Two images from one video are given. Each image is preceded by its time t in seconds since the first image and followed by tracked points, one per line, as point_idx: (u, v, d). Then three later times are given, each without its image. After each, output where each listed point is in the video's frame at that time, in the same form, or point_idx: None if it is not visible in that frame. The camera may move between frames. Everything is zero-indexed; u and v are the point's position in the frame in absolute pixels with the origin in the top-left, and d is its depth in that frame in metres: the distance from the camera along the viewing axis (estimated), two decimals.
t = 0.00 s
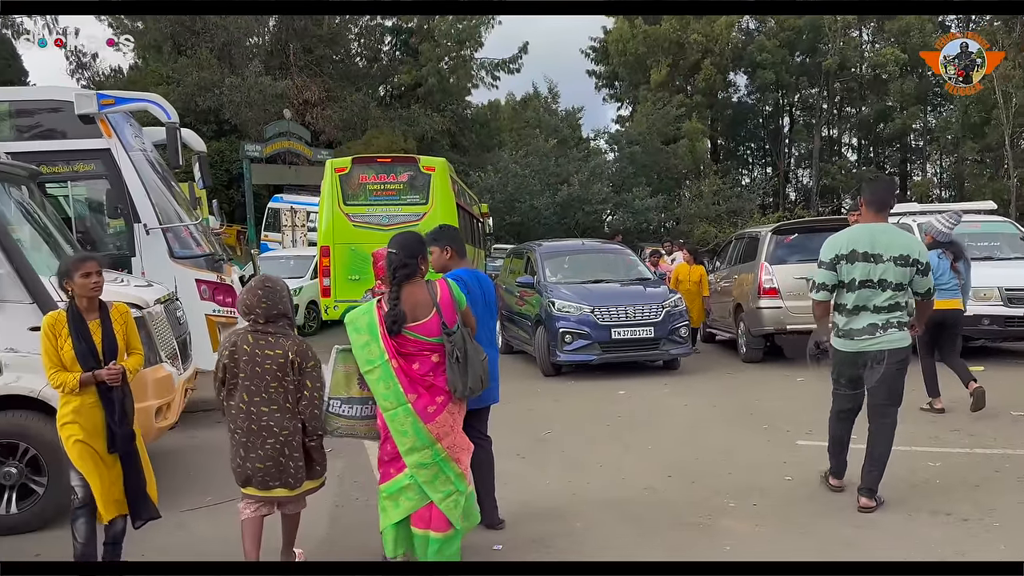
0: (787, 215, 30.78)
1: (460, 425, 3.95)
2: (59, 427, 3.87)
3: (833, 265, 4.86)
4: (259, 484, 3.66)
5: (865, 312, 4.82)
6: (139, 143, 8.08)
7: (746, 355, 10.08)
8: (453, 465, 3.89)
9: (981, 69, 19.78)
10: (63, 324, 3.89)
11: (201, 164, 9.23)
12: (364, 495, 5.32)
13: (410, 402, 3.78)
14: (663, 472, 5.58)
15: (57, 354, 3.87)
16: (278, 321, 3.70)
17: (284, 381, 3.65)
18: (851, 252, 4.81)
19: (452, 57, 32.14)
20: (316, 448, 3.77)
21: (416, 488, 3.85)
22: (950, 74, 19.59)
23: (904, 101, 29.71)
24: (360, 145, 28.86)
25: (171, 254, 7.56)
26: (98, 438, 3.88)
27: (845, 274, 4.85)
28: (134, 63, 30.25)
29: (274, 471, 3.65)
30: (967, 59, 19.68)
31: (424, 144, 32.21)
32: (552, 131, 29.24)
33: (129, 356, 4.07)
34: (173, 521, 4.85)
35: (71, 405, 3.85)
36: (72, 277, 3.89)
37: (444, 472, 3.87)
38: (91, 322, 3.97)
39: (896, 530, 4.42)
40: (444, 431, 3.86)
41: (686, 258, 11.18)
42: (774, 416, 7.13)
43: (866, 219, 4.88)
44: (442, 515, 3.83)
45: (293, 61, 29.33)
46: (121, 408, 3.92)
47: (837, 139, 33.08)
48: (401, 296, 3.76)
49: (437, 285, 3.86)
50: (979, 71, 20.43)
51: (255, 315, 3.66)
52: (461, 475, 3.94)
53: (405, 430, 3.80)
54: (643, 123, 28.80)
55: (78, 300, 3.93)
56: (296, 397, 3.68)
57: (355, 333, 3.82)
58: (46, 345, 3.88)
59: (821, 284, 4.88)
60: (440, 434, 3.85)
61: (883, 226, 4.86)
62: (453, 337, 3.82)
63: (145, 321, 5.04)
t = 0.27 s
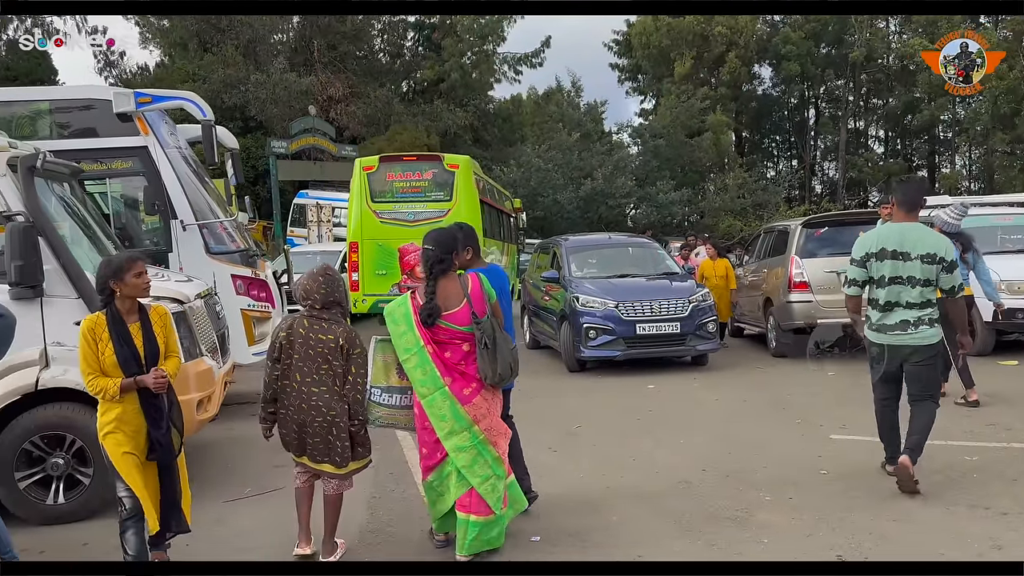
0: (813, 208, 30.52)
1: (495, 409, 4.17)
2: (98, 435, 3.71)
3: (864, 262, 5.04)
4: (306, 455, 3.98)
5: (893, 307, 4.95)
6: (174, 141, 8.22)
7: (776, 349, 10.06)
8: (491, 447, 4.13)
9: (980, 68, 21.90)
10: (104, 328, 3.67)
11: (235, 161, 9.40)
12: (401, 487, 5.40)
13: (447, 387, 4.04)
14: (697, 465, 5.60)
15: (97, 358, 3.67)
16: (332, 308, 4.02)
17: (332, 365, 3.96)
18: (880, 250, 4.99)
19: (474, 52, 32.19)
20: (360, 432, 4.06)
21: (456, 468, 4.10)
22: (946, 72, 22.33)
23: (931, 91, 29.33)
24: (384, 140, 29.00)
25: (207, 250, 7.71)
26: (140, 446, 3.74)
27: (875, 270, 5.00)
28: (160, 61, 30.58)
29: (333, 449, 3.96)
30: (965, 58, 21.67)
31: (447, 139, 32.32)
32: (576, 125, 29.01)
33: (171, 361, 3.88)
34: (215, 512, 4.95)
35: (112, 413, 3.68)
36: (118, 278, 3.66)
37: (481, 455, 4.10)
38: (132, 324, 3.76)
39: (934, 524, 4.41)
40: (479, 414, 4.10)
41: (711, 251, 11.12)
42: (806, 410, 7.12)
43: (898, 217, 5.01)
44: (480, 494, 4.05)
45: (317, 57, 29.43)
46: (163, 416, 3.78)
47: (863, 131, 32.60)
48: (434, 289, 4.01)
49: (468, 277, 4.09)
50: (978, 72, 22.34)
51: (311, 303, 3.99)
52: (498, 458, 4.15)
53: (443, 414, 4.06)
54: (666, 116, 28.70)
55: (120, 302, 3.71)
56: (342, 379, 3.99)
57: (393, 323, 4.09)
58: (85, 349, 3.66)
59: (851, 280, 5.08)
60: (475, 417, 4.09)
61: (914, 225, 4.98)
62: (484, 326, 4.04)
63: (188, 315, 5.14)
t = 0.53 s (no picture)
0: (828, 204, 30.35)
1: (503, 401, 4.32)
2: (118, 435, 3.66)
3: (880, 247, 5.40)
4: (331, 452, 4.03)
5: (905, 292, 5.25)
6: (192, 140, 8.28)
7: (791, 346, 10.04)
8: (497, 437, 4.30)
9: (979, 67, 22.93)
10: (121, 323, 3.61)
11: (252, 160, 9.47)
12: (419, 483, 5.43)
13: (456, 377, 4.20)
14: (713, 463, 5.60)
15: (116, 354, 3.62)
16: (348, 306, 4.09)
17: (354, 361, 4.04)
18: (896, 237, 5.30)
19: (488, 49, 32.19)
20: (381, 423, 4.14)
21: (463, 456, 4.27)
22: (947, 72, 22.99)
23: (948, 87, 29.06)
24: (398, 139, 29.09)
25: (226, 249, 7.80)
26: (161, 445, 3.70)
27: (889, 256, 5.35)
28: (176, 60, 30.78)
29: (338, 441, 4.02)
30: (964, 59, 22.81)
31: (461, 137, 32.39)
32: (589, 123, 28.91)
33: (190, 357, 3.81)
34: (233, 508, 4.99)
35: (132, 411, 3.63)
36: (138, 271, 3.61)
37: (487, 443, 4.28)
38: (150, 319, 3.70)
39: (953, 522, 4.39)
40: (487, 404, 4.26)
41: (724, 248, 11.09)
42: (823, 407, 7.10)
43: (917, 207, 5.29)
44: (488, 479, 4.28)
45: (331, 55, 29.56)
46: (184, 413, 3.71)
47: (879, 127, 32.45)
48: (446, 282, 4.19)
49: (480, 273, 4.28)
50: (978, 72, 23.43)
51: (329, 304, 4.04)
52: (504, 446, 4.33)
53: (451, 403, 4.23)
54: (681, 113, 28.62)
55: (138, 296, 3.65)
56: (364, 374, 4.07)
57: (408, 315, 4.25)
58: (103, 346, 3.61)
59: (867, 264, 5.46)
60: (483, 406, 4.24)
61: (932, 215, 5.24)
62: (492, 317, 4.19)
63: (207, 313, 5.19)
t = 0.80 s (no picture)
0: (833, 202, 30.28)
1: (508, 399, 4.45)
2: (127, 442, 3.63)
3: (895, 251, 5.39)
4: (342, 435, 4.37)
5: (923, 293, 5.22)
6: (198, 138, 8.32)
7: (797, 345, 10.03)
8: (500, 434, 4.41)
9: (978, 67, 23.62)
10: (129, 328, 3.57)
11: (258, 158, 9.50)
12: (423, 479, 5.46)
13: (464, 373, 4.30)
14: (718, 460, 5.60)
15: (122, 359, 3.57)
16: (346, 298, 4.47)
17: (358, 349, 4.41)
18: (910, 241, 5.31)
19: (493, 47, 32.19)
20: (387, 401, 4.57)
21: (467, 452, 4.36)
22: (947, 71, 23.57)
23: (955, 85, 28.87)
24: (403, 137, 29.17)
25: (232, 246, 7.83)
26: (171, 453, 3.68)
27: (905, 259, 5.35)
28: (182, 58, 30.87)
29: (346, 425, 4.37)
30: (966, 59, 23.29)
31: (466, 135, 32.43)
32: (594, 120, 29.16)
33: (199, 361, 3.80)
34: (239, 505, 5.02)
35: (140, 417, 3.60)
36: (146, 274, 3.58)
37: (490, 440, 4.38)
38: (158, 322, 3.67)
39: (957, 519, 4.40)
40: (491, 403, 4.37)
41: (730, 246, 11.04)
42: (827, 405, 7.10)
43: (929, 210, 5.30)
44: (489, 477, 4.37)
45: (337, 54, 29.59)
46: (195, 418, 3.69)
47: (885, 125, 32.34)
48: (461, 279, 4.28)
49: (493, 270, 4.36)
50: (979, 71, 24.14)
51: (330, 294, 4.43)
52: (507, 445, 4.44)
53: (458, 399, 4.32)
54: (686, 110, 28.56)
55: (148, 300, 3.62)
56: (369, 361, 4.44)
57: (422, 310, 4.35)
58: (110, 350, 3.56)
59: (883, 268, 5.43)
60: (488, 404, 4.35)
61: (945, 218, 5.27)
62: (502, 317, 4.30)
63: (213, 310, 5.21)
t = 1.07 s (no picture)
0: (830, 201, 30.33)
1: (517, 393, 4.57)
2: (136, 452, 3.46)
3: (901, 243, 5.47)
4: (343, 427, 4.55)
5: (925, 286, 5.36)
6: (195, 135, 8.31)
7: (793, 343, 10.07)
8: (510, 427, 4.53)
9: (980, 66, 23.40)
10: (136, 329, 3.41)
11: (254, 155, 9.49)
12: (421, 476, 5.47)
13: (472, 369, 4.45)
14: (713, 458, 5.62)
15: (128, 363, 3.42)
16: (350, 295, 4.59)
17: (361, 345, 4.56)
18: (916, 234, 5.39)
19: (490, 46, 32.15)
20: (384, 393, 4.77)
21: (477, 443, 4.51)
22: (947, 71, 23.50)
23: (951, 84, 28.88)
24: (400, 135, 29.18)
25: (228, 244, 7.83)
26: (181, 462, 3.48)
27: (911, 251, 5.43)
28: (179, 56, 30.84)
29: (345, 418, 4.53)
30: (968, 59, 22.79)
31: (463, 133, 32.45)
32: (591, 119, 28.83)
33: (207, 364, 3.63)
34: (237, 502, 5.03)
35: (148, 424, 3.43)
36: (152, 274, 3.43)
37: (500, 432, 4.51)
38: (165, 325, 3.52)
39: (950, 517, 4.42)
40: (500, 396, 4.50)
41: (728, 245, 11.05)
42: (823, 403, 7.12)
43: (932, 205, 5.39)
44: (499, 468, 4.47)
45: (334, 52, 29.54)
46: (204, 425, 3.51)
47: (881, 125, 32.37)
48: (471, 277, 4.40)
49: (502, 267, 4.44)
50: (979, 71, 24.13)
51: (330, 295, 4.55)
52: (517, 436, 4.56)
53: (468, 392, 4.48)
54: (683, 109, 28.56)
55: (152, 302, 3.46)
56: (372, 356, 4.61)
57: (432, 306, 4.51)
58: (114, 354, 3.41)
59: (888, 260, 5.54)
60: (497, 398, 4.49)
61: (947, 211, 5.38)
62: (511, 315, 4.39)
63: (210, 307, 5.22)
